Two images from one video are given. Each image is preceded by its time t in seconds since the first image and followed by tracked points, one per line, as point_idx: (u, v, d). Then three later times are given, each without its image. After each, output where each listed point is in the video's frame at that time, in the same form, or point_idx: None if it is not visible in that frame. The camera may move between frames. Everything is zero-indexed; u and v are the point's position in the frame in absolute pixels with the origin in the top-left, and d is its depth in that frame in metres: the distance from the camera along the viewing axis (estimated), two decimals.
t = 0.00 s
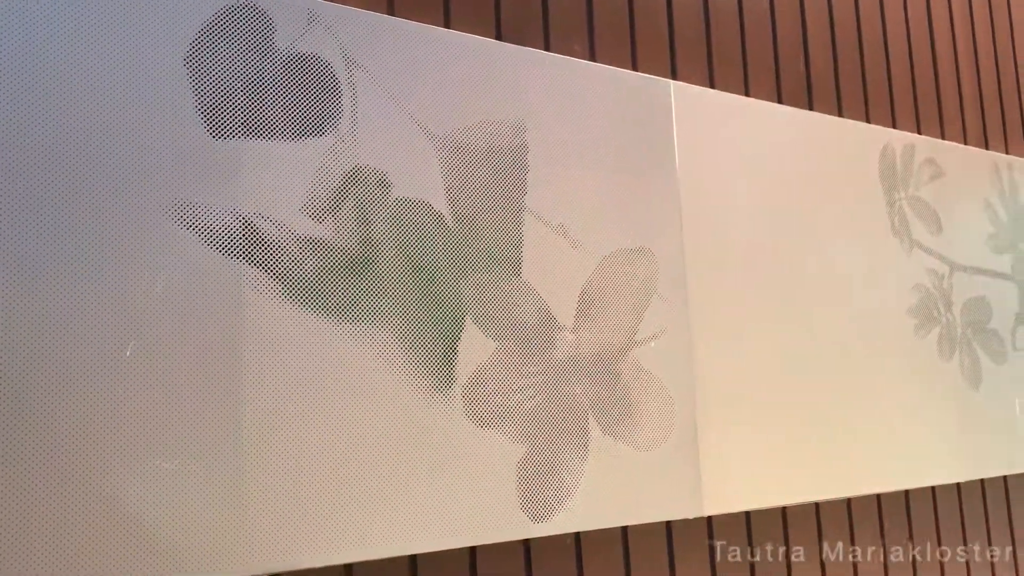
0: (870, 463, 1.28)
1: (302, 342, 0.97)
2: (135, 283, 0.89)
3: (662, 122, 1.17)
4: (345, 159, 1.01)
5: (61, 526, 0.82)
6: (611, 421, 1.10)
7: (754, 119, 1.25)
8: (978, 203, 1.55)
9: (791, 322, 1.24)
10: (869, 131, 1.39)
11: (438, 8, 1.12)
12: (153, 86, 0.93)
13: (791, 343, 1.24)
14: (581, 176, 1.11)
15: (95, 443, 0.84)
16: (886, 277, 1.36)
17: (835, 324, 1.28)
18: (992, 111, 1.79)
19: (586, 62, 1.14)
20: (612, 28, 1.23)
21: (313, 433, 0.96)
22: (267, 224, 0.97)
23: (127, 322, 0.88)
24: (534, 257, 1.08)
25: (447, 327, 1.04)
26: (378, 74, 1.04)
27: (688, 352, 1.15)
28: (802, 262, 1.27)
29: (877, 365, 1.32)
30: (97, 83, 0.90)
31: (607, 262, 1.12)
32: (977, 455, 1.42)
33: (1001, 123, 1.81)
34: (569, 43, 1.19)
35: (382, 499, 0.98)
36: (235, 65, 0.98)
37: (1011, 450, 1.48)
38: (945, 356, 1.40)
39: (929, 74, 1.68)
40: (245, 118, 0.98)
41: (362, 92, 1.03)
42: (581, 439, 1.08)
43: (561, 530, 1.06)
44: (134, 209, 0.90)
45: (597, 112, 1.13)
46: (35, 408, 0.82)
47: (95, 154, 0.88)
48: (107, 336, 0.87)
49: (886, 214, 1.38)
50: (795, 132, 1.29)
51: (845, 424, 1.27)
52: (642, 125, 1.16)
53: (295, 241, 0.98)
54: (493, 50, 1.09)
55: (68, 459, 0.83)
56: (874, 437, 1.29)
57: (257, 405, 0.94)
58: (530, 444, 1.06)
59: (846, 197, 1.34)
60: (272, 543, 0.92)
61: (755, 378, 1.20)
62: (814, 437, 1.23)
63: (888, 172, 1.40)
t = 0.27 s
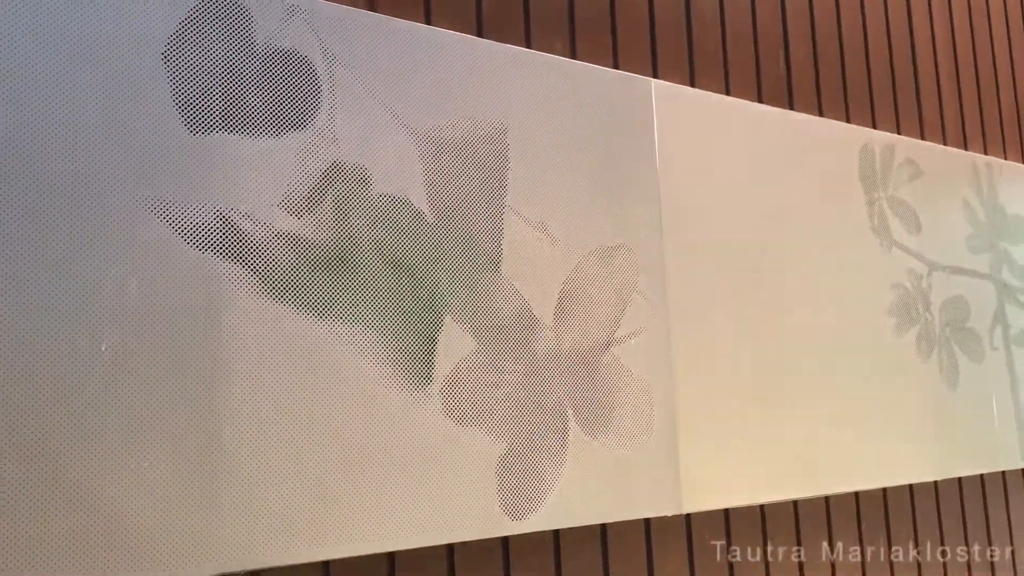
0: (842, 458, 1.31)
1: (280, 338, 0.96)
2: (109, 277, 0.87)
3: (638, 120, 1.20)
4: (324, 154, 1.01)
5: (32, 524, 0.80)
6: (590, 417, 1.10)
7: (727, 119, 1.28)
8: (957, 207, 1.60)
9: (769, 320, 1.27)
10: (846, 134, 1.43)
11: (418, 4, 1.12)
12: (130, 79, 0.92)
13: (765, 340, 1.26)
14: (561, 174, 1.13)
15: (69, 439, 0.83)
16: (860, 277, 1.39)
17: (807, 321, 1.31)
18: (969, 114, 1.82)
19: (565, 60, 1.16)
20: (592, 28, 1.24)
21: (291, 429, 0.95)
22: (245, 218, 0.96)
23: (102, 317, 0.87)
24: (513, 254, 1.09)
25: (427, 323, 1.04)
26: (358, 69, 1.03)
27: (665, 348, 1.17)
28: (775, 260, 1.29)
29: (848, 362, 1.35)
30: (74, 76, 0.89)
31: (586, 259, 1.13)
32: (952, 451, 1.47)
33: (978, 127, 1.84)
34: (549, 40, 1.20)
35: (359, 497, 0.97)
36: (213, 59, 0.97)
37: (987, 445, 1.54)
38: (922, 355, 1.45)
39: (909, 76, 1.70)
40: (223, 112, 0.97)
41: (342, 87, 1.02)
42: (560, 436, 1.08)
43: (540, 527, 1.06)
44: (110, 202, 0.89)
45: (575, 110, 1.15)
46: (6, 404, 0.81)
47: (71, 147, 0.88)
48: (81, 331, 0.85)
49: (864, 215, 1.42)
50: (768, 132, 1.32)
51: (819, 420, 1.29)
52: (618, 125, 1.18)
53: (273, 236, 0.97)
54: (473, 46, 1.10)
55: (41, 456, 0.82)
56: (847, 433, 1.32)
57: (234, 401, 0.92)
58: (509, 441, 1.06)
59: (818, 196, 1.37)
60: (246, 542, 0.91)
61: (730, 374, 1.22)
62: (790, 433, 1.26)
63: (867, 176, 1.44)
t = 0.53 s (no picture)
0: (820, 457, 1.32)
1: (258, 334, 0.95)
2: (86, 272, 0.86)
3: (620, 119, 1.20)
4: (304, 149, 1.00)
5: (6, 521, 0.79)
6: (569, 414, 1.10)
7: (709, 119, 1.29)
8: (936, 208, 1.61)
9: (749, 318, 1.28)
10: (828, 135, 1.44)
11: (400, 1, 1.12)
12: (108, 71, 0.91)
13: (746, 339, 1.27)
14: (543, 171, 1.13)
15: (44, 436, 0.82)
16: (840, 277, 1.40)
17: (787, 321, 1.32)
18: (949, 117, 1.84)
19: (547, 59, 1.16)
20: (575, 26, 1.24)
21: (268, 426, 0.94)
22: (224, 213, 0.96)
23: (78, 312, 0.85)
24: (494, 251, 1.09)
25: (407, 320, 1.03)
26: (339, 64, 1.03)
27: (646, 346, 1.17)
28: (756, 259, 1.30)
29: (827, 361, 1.36)
30: (50, 67, 0.87)
31: (567, 256, 1.14)
32: (929, 450, 1.48)
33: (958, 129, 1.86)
34: (531, 38, 1.20)
35: (336, 493, 0.97)
36: (192, 52, 0.97)
37: (963, 444, 1.56)
38: (900, 354, 1.46)
39: (890, 78, 1.71)
40: (202, 106, 0.96)
41: (323, 82, 1.02)
42: (540, 433, 1.08)
43: (519, 523, 1.06)
44: (87, 195, 0.88)
45: (557, 108, 1.15)
46: None
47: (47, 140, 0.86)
48: (56, 326, 0.84)
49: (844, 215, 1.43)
50: (750, 132, 1.33)
51: (797, 418, 1.30)
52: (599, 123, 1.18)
53: (252, 232, 0.97)
54: (455, 43, 1.10)
55: (15, 453, 0.81)
56: (825, 432, 1.33)
57: (212, 398, 0.92)
58: (488, 438, 1.06)
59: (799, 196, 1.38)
60: (222, 538, 0.90)
61: (711, 372, 1.23)
62: (769, 431, 1.27)
63: (847, 176, 1.45)
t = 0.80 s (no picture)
0: (798, 455, 1.33)
1: (234, 330, 0.94)
2: (58, 267, 0.85)
3: (599, 117, 1.20)
4: (282, 144, 1.00)
5: None
6: (548, 411, 1.11)
7: (689, 118, 1.29)
8: (914, 209, 1.63)
9: (727, 317, 1.29)
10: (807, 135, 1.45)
11: None
12: (82, 63, 0.89)
13: (725, 337, 1.28)
14: (522, 168, 1.13)
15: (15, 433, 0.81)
16: (819, 277, 1.41)
17: (766, 319, 1.33)
18: (928, 120, 1.86)
19: (526, 57, 1.16)
20: (556, 23, 1.25)
21: (243, 422, 0.93)
22: (200, 208, 0.94)
23: (49, 307, 0.84)
24: (473, 247, 1.09)
25: (385, 316, 1.03)
26: (318, 59, 1.02)
27: (625, 343, 1.18)
28: (736, 258, 1.31)
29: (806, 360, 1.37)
30: (22, 58, 0.86)
31: (547, 253, 1.14)
32: (905, 448, 1.50)
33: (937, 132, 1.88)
34: (511, 35, 1.20)
35: (312, 490, 0.97)
36: (168, 45, 0.95)
37: (939, 443, 1.57)
38: (878, 353, 1.47)
39: (870, 80, 1.73)
40: (178, 99, 0.95)
41: (301, 77, 1.01)
42: (518, 430, 1.09)
43: (496, 520, 1.06)
44: (60, 189, 0.86)
45: (536, 106, 1.16)
46: None
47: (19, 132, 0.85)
48: (28, 322, 0.83)
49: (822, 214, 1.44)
50: (730, 132, 1.34)
51: (775, 416, 1.31)
52: (579, 121, 1.19)
53: (228, 227, 0.95)
54: (435, 39, 1.10)
55: None
56: (803, 430, 1.34)
57: (186, 394, 0.91)
58: (466, 434, 1.06)
59: (779, 196, 1.39)
60: (197, 534, 0.89)
61: (690, 370, 1.23)
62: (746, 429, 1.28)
63: (825, 175, 1.46)
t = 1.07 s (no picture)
0: (775, 452, 1.34)
1: (210, 326, 0.94)
2: (31, 261, 0.84)
3: (577, 115, 1.21)
4: (259, 140, 0.99)
5: None
6: (525, 408, 1.11)
7: (668, 117, 1.30)
8: (892, 208, 1.65)
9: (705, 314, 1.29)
10: (786, 135, 1.46)
11: None
12: (57, 57, 0.89)
13: (703, 334, 1.29)
14: (499, 165, 1.14)
15: None
16: (797, 276, 1.43)
17: (744, 318, 1.34)
18: (905, 120, 1.88)
19: (505, 55, 1.17)
20: (535, 22, 1.25)
21: (219, 420, 0.93)
22: (176, 203, 0.94)
23: (23, 302, 0.83)
24: (451, 245, 1.09)
25: (362, 313, 1.03)
26: (296, 56, 1.02)
27: (602, 341, 1.18)
28: (714, 257, 1.32)
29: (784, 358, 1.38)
30: None
31: (527, 250, 1.15)
32: (882, 445, 1.51)
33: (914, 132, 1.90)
34: (490, 34, 1.21)
35: (287, 488, 0.96)
36: (145, 40, 0.95)
37: (913, 439, 1.59)
38: (855, 351, 1.49)
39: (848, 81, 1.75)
40: (155, 95, 0.94)
41: (279, 73, 1.01)
42: (495, 426, 1.09)
43: (473, 516, 1.06)
44: (34, 183, 0.85)
45: (514, 104, 1.16)
46: None
47: None
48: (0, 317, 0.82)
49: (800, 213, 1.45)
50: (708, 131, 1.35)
51: (752, 414, 1.32)
52: (557, 120, 1.19)
53: (205, 223, 0.95)
54: (414, 37, 1.10)
55: None
56: (780, 427, 1.36)
57: (162, 391, 0.90)
58: (443, 432, 1.06)
59: (758, 195, 1.40)
60: (172, 532, 0.89)
61: (668, 368, 1.24)
62: (723, 426, 1.29)
63: (802, 174, 1.47)
